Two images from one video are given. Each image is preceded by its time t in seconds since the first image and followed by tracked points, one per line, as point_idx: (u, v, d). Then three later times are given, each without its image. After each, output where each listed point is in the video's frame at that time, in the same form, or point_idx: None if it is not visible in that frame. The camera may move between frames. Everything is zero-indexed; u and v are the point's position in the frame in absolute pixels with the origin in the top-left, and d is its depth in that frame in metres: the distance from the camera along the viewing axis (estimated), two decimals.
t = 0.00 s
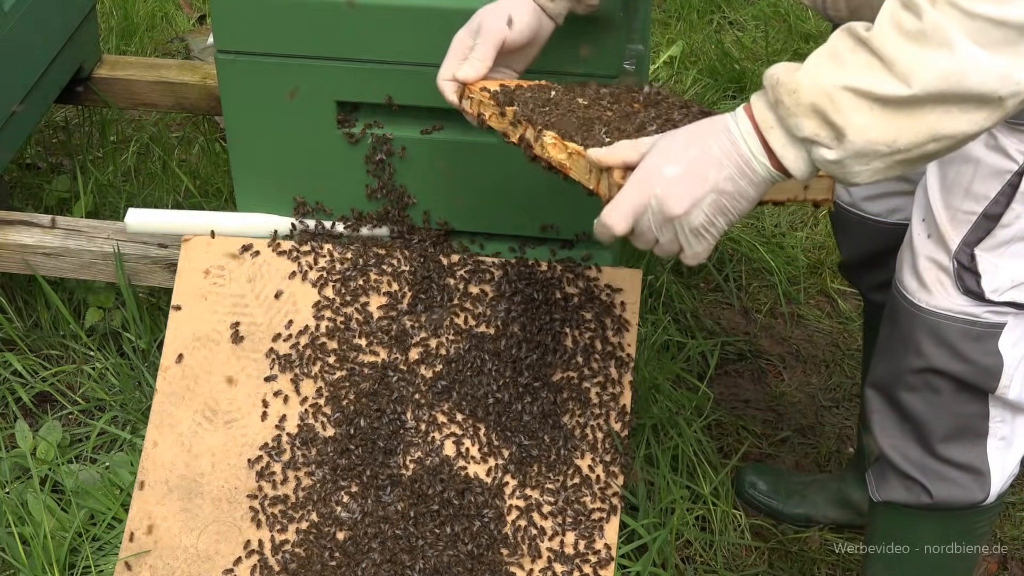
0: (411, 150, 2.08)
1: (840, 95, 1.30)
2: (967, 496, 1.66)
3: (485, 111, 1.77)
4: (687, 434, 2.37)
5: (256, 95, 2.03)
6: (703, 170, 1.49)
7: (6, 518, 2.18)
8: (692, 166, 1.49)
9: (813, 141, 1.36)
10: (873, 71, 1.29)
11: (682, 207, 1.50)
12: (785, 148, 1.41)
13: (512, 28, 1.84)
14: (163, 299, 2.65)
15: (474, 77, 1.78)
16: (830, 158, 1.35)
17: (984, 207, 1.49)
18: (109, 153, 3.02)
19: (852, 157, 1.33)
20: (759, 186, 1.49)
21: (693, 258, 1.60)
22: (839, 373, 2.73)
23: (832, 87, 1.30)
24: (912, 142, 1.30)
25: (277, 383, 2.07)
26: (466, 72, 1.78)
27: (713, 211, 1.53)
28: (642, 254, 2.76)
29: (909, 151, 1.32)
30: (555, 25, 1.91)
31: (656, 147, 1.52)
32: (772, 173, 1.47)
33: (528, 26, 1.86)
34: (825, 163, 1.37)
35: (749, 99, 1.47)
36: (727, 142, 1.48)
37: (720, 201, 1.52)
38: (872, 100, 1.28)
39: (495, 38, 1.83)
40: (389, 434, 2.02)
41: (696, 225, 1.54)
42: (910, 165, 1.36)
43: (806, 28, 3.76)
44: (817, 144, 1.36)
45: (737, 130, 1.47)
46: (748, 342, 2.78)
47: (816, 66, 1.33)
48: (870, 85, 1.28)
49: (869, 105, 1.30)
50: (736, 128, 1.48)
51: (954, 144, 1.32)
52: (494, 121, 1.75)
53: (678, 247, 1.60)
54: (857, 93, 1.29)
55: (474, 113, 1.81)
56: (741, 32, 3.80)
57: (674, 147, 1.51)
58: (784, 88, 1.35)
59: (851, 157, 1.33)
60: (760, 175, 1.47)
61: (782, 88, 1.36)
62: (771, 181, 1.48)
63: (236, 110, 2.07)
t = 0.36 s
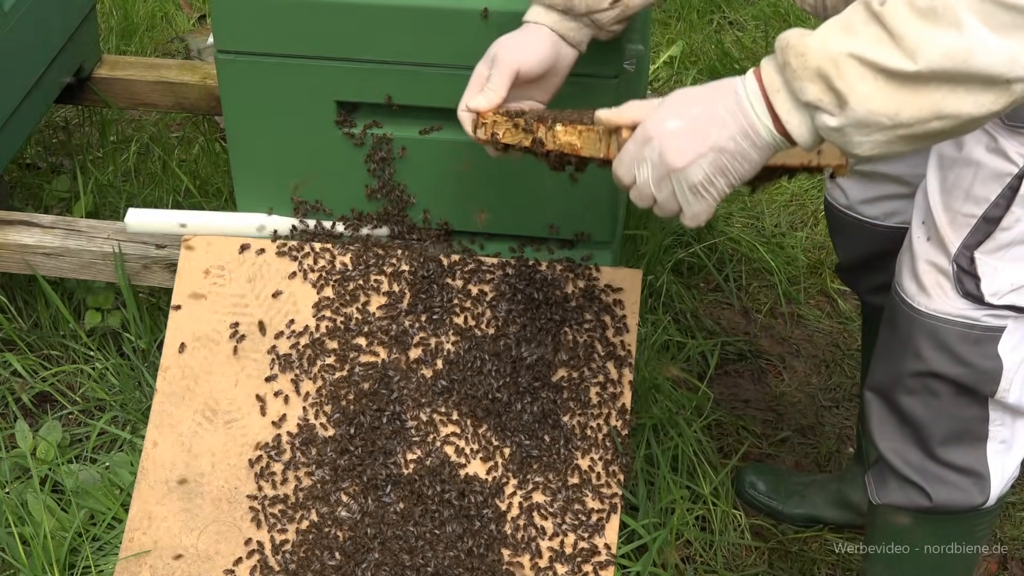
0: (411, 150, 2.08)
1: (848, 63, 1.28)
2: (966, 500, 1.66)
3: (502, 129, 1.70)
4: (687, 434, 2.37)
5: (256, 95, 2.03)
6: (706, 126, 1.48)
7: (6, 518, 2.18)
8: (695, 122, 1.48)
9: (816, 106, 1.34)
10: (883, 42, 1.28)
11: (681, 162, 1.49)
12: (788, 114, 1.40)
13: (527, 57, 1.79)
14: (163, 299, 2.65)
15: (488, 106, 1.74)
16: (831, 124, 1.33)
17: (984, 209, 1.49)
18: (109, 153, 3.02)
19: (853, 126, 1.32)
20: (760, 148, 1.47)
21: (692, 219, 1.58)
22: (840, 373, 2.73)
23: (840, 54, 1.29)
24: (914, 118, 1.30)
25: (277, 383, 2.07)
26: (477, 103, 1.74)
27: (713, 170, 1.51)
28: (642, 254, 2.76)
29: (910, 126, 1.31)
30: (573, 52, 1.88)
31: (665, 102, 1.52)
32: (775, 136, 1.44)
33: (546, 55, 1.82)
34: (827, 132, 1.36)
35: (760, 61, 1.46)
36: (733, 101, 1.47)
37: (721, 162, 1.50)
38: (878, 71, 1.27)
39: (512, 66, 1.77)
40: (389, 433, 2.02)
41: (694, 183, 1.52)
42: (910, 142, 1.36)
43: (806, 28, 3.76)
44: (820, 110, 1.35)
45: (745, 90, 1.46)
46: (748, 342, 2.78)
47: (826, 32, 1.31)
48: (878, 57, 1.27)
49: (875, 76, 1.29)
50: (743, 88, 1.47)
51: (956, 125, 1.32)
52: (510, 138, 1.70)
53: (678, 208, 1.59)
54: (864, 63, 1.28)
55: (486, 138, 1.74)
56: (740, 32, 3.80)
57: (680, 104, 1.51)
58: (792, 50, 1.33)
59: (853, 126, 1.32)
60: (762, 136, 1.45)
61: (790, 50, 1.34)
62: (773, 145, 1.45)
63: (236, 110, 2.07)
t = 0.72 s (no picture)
0: (411, 150, 2.08)
1: (852, 21, 1.26)
2: (968, 503, 1.65)
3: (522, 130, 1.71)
4: (687, 434, 2.37)
5: (256, 94, 2.03)
6: (707, 78, 1.48)
7: (6, 518, 2.18)
8: (695, 73, 1.49)
9: (817, 61, 1.34)
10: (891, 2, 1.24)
11: (681, 114, 1.49)
12: (789, 67, 1.40)
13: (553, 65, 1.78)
14: (163, 299, 2.65)
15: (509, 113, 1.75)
16: (829, 81, 1.33)
17: (988, 212, 1.49)
18: (109, 153, 3.02)
19: (850, 85, 1.32)
20: (761, 101, 1.47)
21: (693, 171, 1.58)
22: (840, 373, 2.73)
23: (846, 11, 1.26)
24: (913, 83, 1.29)
25: (277, 383, 2.07)
26: (499, 112, 1.76)
27: (714, 122, 1.50)
28: (642, 254, 2.75)
29: (909, 92, 1.30)
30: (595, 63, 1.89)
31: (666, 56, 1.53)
32: (776, 88, 1.44)
33: (570, 66, 1.82)
34: (826, 89, 1.36)
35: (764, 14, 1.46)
36: (735, 53, 1.47)
37: (722, 114, 1.50)
38: (882, 32, 1.25)
39: (533, 75, 1.76)
40: (389, 433, 2.02)
41: (695, 135, 1.52)
42: (907, 109, 1.35)
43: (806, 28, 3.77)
44: (820, 66, 1.34)
45: (747, 42, 1.46)
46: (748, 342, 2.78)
47: None
48: (884, 18, 1.24)
49: (879, 36, 1.26)
50: (746, 39, 1.47)
51: (956, 97, 1.31)
52: (529, 134, 1.70)
53: (679, 161, 1.59)
54: (869, 23, 1.26)
55: (508, 145, 1.74)
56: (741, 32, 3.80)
57: (681, 56, 1.51)
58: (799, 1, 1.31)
59: (850, 85, 1.32)
60: (762, 88, 1.45)
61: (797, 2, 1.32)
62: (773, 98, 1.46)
63: (236, 110, 2.07)
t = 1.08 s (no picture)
0: (411, 150, 2.08)
1: (860, 13, 1.27)
2: (972, 501, 1.64)
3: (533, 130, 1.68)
4: (687, 434, 2.37)
5: (256, 95, 2.03)
6: (721, 74, 1.48)
7: (6, 518, 2.18)
8: (709, 71, 1.49)
9: (828, 53, 1.34)
10: None
11: (699, 111, 1.49)
12: (799, 57, 1.40)
13: (564, 61, 1.76)
14: (163, 299, 2.65)
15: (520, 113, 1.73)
16: (839, 72, 1.34)
17: (994, 212, 1.49)
18: (109, 153, 3.02)
19: (859, 77, 1.32)
20: (776, 92, 1.47)
21: (716, 172, 1.56)
22: (840, 373, 2.73)
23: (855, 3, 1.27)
24: (922, 75, 1.29)
25: (277, 383, 2.07)
26: (511, 112, 1.73)
27: (733, 119, 1.49)
28: (642, 254, 2.75)
29: (918, 84, 1.30)
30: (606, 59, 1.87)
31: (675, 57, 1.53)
32: (790, 78, 1.44)
33: (582, 63, 1.80)
34: (836, 80, 1.36)
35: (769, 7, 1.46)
36: (746, 48, 1.47)
37: (740, 109, 1.49)
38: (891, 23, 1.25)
39: (546, 76, 1.75)
40: (388, 433, 2.02)
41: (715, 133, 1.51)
42: (917, 101, 1.35)
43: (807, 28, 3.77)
44: (830, 58, 1.35)
45: (756, 36, 1.46)
46: (747, 342, 2.78)
47: None
48: (892, 10, 1.24)
49: (889, 28, 1.27)
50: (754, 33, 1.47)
51: (964, 90, 1.30)
52: (540, 137, 1.68)
53: (701, 164, 1.56)
54: (878, 13, 1.26)
55: (519, 146, 1.72)
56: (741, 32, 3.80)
57: (692, 56, 1.51)
58: None
59: (859, 77, 1.32)
60: (777, 79, 1.45)
61: None
62: (788, 88, 1.46)
63: (236, 110, 2.07)
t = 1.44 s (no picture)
0: (411, 151, 2.08)
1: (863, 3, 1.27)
2: (973, 501, 1.64)
3: (535, 129, 1.69)
4: (687, 434, 2.37)
5: (256, 94, 2.03)
6: (725, 64, 1.48)
7: (6, 518, 2.18)
8: (713, 61, 1.49)
9: (831, 42, 1.34)
10: None
11: (704, 101, 1.49)
12: (803, 46, 1.40)
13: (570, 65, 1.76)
14: (163, 299, 2.65)
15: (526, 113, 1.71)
16: (840, 62, 1.34)
17: (995, 212, 1.49)
18: (109, 154, 3.03)
19: (861, 67, 1.32)
20: (781, 80, 1.46)
21: (722, 164, 1.53)
22: (840, 373, 2.73)
23: None
24: (925, 67, 1.29)
25: (277, 383, 2.07)
26: (515, 112, 1.71)
27: (738, 108, 1.49)
28: (642, 254, 2.75)
29: (920, 75, 1.30)
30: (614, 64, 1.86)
31: (678, 50, 1.53)
32: (795, 66, 1.44)
33: (590, 66, 1.78)
34: (838, 70, 1.36)
35: None
36: (750, 36, 1.46)
37: (745, 98, 1.48)
38: (894, 14, 1.25)
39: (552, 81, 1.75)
40: (389, 433, 2.02)
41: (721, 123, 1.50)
42: (919, 91, 1.35)
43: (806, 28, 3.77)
44: (833, 47, 1.34)
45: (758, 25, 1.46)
46: (747, 341, 2.78)
47: None
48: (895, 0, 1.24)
49: (891, 18, 1.26)
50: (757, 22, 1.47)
51: (965, 82, 1.31)
52: (543, 138, 1.69)
53: (707, 157, 1.54)
54: (881, 3, 1.26)
55: (522, 147, 1.72)
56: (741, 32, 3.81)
57: (695, 46, 1.51)
58: None
59: (861, 67, 1.32)
60: (782, 67, 1.45)
61: None
62: (792, 76, 1.46)
63: (236, 110, 2.07)
